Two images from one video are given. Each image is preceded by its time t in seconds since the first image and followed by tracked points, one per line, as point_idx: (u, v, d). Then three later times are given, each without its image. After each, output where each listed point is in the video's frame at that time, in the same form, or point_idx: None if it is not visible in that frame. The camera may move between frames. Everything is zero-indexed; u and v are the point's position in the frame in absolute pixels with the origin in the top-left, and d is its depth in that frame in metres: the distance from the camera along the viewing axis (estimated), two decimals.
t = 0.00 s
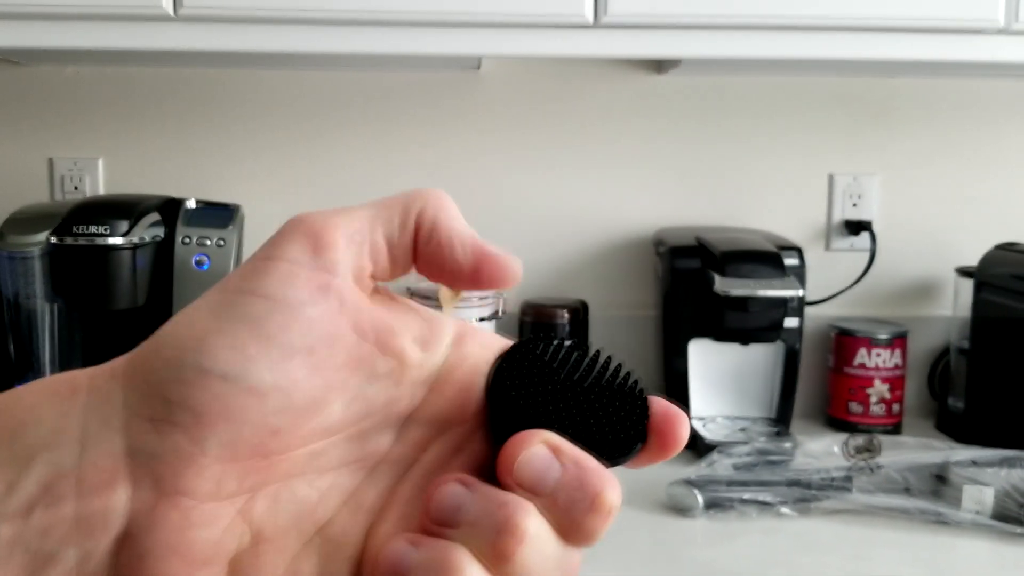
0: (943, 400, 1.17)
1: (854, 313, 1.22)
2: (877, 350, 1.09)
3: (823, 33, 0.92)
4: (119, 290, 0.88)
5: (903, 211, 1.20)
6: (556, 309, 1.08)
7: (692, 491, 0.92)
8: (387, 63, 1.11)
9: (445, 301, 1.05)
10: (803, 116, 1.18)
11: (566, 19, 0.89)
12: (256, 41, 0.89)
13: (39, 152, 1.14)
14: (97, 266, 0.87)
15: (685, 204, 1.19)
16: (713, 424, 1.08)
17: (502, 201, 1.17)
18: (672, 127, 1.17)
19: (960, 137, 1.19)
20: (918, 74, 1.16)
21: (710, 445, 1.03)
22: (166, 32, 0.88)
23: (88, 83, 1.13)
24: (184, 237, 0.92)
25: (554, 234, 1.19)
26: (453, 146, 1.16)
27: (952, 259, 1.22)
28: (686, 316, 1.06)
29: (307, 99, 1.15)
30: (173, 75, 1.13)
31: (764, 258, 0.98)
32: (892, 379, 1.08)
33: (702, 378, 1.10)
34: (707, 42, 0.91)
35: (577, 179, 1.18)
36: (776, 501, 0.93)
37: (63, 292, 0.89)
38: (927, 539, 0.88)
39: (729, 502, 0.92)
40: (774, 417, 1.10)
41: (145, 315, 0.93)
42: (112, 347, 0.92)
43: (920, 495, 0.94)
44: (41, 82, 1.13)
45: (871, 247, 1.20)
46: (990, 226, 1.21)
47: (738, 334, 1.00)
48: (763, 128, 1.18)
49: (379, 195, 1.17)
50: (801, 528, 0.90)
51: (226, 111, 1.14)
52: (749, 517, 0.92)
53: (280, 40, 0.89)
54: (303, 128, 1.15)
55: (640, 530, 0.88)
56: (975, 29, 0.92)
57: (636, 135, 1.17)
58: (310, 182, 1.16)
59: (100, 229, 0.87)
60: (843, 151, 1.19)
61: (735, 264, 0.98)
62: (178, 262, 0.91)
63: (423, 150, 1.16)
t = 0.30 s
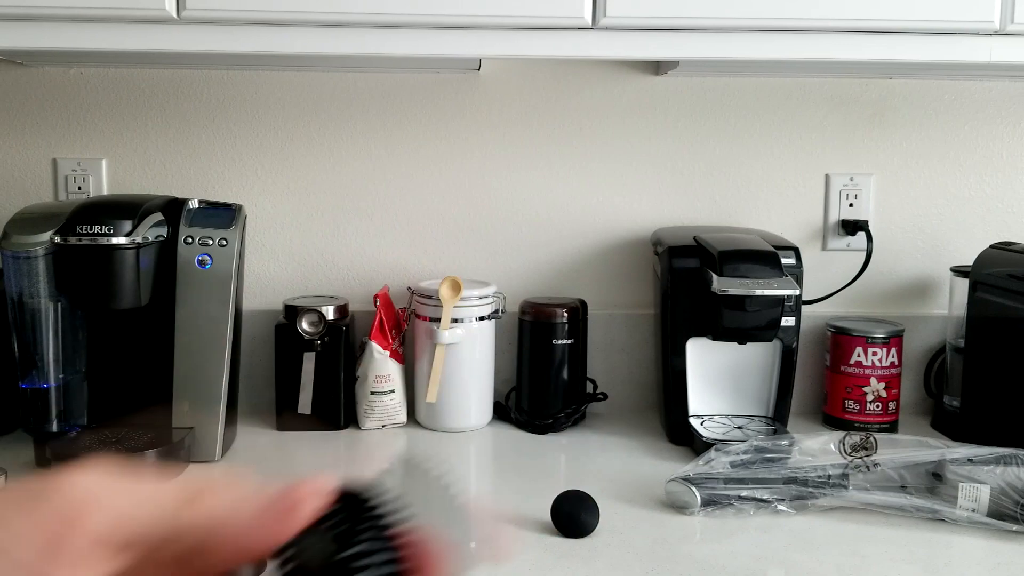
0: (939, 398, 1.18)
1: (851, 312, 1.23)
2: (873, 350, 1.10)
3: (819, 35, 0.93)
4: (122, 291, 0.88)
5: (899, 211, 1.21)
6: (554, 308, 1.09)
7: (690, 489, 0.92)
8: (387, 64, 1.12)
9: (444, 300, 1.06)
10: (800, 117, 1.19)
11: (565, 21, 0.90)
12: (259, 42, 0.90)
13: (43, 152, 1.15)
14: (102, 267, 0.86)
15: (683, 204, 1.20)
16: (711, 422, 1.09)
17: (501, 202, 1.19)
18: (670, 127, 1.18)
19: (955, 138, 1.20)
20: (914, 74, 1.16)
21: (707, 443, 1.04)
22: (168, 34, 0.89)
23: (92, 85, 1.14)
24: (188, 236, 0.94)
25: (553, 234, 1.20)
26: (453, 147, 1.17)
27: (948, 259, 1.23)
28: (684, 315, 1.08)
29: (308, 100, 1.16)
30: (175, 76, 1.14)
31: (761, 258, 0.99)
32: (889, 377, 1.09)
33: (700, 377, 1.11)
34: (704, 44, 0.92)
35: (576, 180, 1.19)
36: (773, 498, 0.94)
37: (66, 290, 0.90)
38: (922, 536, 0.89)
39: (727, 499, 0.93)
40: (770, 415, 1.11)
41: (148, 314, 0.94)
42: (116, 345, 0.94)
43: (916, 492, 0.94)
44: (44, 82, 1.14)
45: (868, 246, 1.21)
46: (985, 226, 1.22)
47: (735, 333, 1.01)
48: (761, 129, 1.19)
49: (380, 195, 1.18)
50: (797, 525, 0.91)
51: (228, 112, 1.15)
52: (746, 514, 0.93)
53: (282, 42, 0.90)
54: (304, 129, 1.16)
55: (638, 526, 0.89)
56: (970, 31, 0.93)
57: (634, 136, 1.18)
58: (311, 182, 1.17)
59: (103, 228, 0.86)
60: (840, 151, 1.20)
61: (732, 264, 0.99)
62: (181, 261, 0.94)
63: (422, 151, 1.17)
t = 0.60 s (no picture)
0: (939, 398, 1.18)
1: (851, 312, 1.23)
2: (873, 349, 1.10)
3: (819, 35, 0.93)
4: (123, 291, 0.88)
5: (899, 211, 1.21)
6: (554, 307, 1.09)
7: (690, 488, 0.92)
8: (387, 63, 1.12)
9: (444, 300, 1.06)
10: (799, 117, 1.19)
11: (564, 20, 0.90)
12: (259, 43, 0.90)
13: (43, 152, 1.15)
14: (101, 266, 0.86)
15: (683, 204, 1.20)
16: (711, 422, 1.09)
17: (501, 201, 1.18)
18: (671, 127, 1.18)
19: (955, 138, 1.20)
20: (914, 74, 1.16)
21: (706, 443, 1.04)
22: (168, 35, 0.89)
23: (92, 86, 1.14)
24: (188, 236, 0.94)
25: (553, 234, 1.20)
26: (453, 147, 1.17)
27: (948, 259, 1.23)
28: (684, 315, 1.08)
29: (309, 101, 1.16)
30: (175, 76, 1.14)
31: (761, 258, 0.99)
32: (889, 377, 1.09)
33: (700, 377, 1.11)
34: (704, 44, 0.92)
35: (576, 180, 1.19)
36: (773, 498, 0.94)
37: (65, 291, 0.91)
38: (922, 536, 0.89)
39: (727, 499, 0.93)
40: (770, 414, 1.11)
41: (148, 314, 0.94)
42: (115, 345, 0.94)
43: (916, 492, 0.94)
44: (44, 82, 1.14)
45: (867, 246, 1.21)
46: (985, 226, 1.22)
47: (736, 333, 1.01)
48: (761, 129, 1.19)
49: (380, 195, 1.18)
50: (797, 525, 0.91)
51: (228, 112, 1.15)
52: (746, 514, 0.93)
53: (283, 42, 0.90)
54: (304, 129, 1.16)
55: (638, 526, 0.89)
56: (970, 31, 0.93)
57: (634, 136, 1.18)
58: (311, 182, 1.17)
59: (103, 228, 0.85)
60: (840, 151, 1.20)
61: (732, 264, 0.99)
62: (182, 262, 0.94)
63: (422, 150, 1.17)
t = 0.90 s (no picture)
0: (939, 398, 1.18)
1: (851, 312, 1.23)
2: (873, 350, 1.10)
3: (818, 34, 0.93)
4: (123, 290, 0.88)
5: (899, 211, 1.21)
6: (554, 307, 1.09)
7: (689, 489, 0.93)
8: (386, 63, 1.12)
9: (444, 301, 1.06)
10: (800, 116, 1.19)
11: (565, 21, 0.90)
12: (259, 42, 0.90)
13: (43, 152, 1.15)
14: (101, 266, 0.86)
15: (683, 204, 1.20)
16: (711, 422, 1.09)
17: (501, 201, 1.18)
18: (671, 127, 1.18)
19: (955, 138, 1.20)
20: (914, 74, 1.16)
21: (706, 443, 1.04)
22: (168, 35, 0.89)
23: (92, 85, 1.14)
24: (188, 236, 0.94)
25: (553, 233, 1.20)
26: (452, 146, 1.17)
27: (948, 258, 1.23)
28: (684, 315, 1.08)
29: (309, 100, 1.16)
30: (175, 76, 1.14)
31: (761, 258, 0.99)
32: (889, 377, 1.09)
33: (700, 377, 1.11)
34: (704, 43, 0.92)
35: (575, 179, 1.19)
36: (773, 498, 0.94)
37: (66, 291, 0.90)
38: (922, 536, 0.89)
39: (727, 499, 0.93)
40: (770, 414, 1.11)
41: (148, 314, 0.94)
42: (116, 345, 0.94)
43: (917, 492, 0.95)
44: (44, 83, 1.14)
45: (868, 246, 1.21)
46: (985, 226, 1.22)
47: (735, 333, 1.01)
48: (760, 129, 1.19)
49: (380, 195, 1.18)
50: (798, 526, 0.91)
51: (228, 112, 1.15)
52: (746, 515, 0.93)
53: (282, 42, 0.90)
54: (304, 129, 1.16)
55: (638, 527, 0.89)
56: (970, 31, 0.93)
57: (634, 135, 1.18)
58: (311, 182, 1.17)
59: (103, 228, 0.86)
60: (839, 151, 1.20)
61: (732, 265, 0.99)
62: (182, 262, 0.94)
63: (422, 150, 1.17)
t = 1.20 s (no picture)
0: (939, 398, 1.18)
1: (851, 312, 1.23)
2: (873, 350, 1.10)
3: (818, 34, 0.93)
4: (122, 291, 0.88)
5: (899, 211, 1.21)
6: (554, 307, 1.09)
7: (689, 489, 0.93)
8: (386, 63, 1.12)
9: (444, 301, 1.06)
10: (799, 116, 1.19)
11: (564, 21, 0.90)
12: (259, 42, 0.89)
13: (43, 152, 1.15)
14: (101, 266, 0.86)
15: (682, 204, 1.20)
16: (711, 422, 1.09)
17: (500, 201, 1.18)
18: (670, 127, 1.18)
19: (955, 138, 1.20)
20: (914, 74, 1.16)
21: (706, 443, 1.04)
22: (169, 35, 0.89)
23: (91, 86, 1.14)
24: (188, 236, 0.93)
25: (552, 233, 1.20)
26: (452, 146, 1.17)
27: (947, 258, 1.23)
28: (684, 315, 1.08)
29: (309, 100, 1.16)
30: (174, 76, 1.14)
31: (761, 258, 0.99)
32: (889, 377, 1.09)
33: (700, 377, 1.11)
34: (705, 43, 0.92)
35: (575, 179, 1.19)
36: (773, 498, 0.94)
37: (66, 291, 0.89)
38: (922, 536, 0.89)
39: (727, 499, 0.93)
40: (769, 414, 1.11)
41: (148, 314, 0.94)
42: (117, 346, 0.94)
43: (917, 492, 0.95)
44: (43, 83, 1.14)
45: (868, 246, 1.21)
46: (985, 225, 1.22)
47: (735, 333, 1.01)
48: (760, 128, 1.19)
49: (380, 195, 1.18)
50: (798, 526, 0.91)
51: (228, 112, 1.15)
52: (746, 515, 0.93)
53: (283, 41, 0.90)
54: (304, 129, 1.16)
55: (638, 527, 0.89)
56: (969, 31, 0.93)
57: (633, 135, 1.18)
58: (310, 182, 1.17)
59: (104, 228, 0.86)
60: (839, 151, 1.20)
61: (731, 264, 0.99)
62: (182, 262, 0.93)
63: (422, 150, 1.17)
